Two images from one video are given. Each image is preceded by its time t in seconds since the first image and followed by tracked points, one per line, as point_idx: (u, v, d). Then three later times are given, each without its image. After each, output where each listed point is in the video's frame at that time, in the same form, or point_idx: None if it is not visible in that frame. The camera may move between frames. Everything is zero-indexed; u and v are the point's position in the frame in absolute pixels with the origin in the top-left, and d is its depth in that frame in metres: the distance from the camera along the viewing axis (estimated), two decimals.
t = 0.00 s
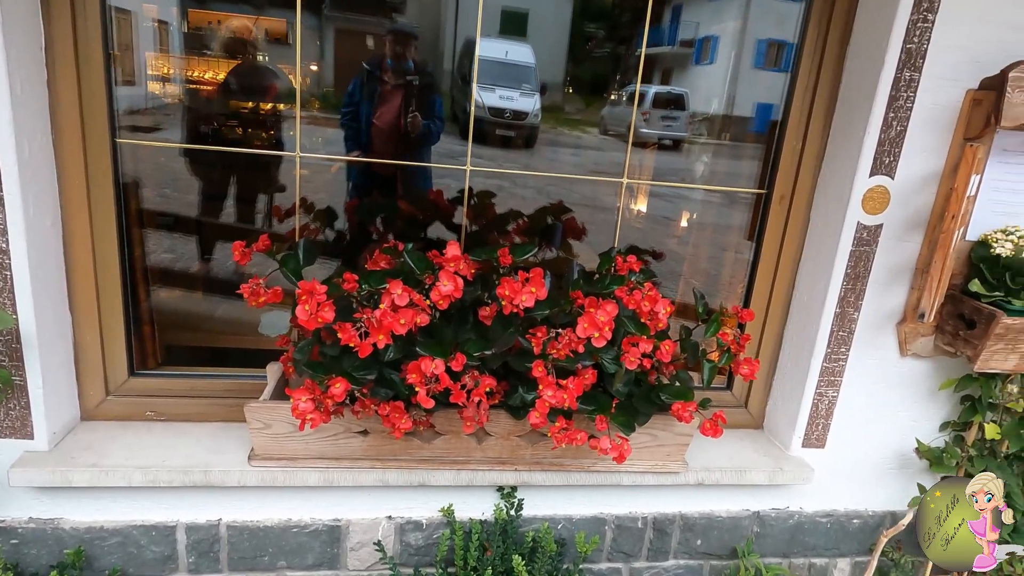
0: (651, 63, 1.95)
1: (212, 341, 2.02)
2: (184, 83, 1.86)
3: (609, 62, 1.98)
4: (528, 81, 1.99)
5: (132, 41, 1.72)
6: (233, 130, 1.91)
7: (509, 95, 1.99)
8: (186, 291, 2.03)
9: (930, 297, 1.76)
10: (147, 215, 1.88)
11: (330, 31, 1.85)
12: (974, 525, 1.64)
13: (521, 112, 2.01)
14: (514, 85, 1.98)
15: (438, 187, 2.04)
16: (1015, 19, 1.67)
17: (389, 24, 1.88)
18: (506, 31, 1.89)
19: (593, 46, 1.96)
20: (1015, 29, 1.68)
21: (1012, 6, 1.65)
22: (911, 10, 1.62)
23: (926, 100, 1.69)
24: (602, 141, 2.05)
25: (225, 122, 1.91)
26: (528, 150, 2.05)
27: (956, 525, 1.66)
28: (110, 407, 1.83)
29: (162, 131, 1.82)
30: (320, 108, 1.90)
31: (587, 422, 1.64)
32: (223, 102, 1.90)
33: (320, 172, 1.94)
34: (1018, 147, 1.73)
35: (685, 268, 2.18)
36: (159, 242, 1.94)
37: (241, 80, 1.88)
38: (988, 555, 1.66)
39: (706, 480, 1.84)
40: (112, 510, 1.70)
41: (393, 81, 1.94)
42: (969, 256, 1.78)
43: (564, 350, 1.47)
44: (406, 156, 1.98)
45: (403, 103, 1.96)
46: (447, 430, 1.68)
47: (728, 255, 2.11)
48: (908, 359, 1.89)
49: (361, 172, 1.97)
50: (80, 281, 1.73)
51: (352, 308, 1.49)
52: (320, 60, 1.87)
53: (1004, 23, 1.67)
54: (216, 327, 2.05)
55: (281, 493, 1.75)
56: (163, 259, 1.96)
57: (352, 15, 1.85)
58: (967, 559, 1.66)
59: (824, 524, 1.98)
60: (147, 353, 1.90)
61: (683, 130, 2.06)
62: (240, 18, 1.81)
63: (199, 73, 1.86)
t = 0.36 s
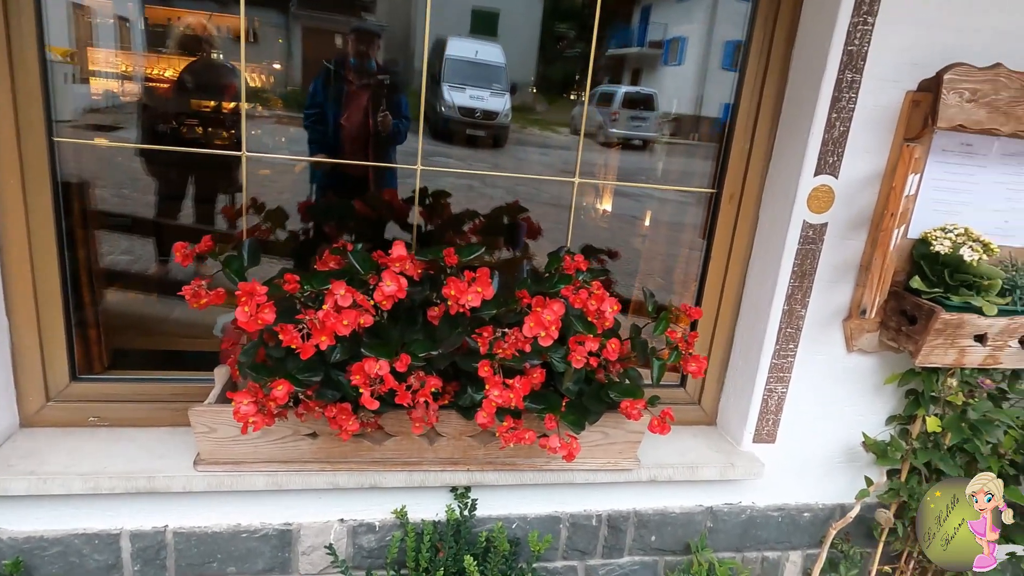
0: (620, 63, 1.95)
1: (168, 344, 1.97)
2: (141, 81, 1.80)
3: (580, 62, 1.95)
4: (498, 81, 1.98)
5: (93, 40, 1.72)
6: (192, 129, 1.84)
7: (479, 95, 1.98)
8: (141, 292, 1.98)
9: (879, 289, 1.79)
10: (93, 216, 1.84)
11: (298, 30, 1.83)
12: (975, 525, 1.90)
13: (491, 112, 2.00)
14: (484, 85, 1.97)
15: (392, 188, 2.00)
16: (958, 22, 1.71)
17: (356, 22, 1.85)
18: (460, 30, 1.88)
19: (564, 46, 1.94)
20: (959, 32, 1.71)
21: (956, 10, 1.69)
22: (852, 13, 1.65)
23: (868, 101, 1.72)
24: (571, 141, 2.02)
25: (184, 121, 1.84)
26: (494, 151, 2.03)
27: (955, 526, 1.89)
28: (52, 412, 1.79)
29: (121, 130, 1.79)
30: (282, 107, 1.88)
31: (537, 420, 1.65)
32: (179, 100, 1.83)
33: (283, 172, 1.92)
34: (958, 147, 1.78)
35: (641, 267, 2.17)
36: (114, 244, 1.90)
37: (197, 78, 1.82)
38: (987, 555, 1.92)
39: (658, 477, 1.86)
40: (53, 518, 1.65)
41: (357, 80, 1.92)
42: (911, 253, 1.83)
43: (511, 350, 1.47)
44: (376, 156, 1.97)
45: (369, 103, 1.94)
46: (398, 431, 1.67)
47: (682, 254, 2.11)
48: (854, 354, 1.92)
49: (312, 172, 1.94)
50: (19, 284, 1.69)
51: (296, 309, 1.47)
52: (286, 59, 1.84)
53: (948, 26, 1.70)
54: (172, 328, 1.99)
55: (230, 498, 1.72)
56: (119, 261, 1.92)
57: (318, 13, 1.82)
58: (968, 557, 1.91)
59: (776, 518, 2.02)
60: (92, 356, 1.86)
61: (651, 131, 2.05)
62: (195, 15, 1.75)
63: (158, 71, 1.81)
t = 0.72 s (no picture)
0: (550, 68, 1.96)
1: (62, 355, 1.85)
2: (35, 77, 1.70)
3: (511, 66, 1.94)
4: (427, 83, 1.93)
5: None
6: (95, 128, 1.75)
7: (407, 97, 1.94)
8: (26, 302, 1.86)
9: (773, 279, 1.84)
10: None
11: (217, 27, 1.76)
12: (974, 525, 1.97)
13: (420, 114, 1.96)
14: (413, 86, 1.93)
15: (295, 190, 1.92)
16: (842, 31, 1.80)
17: (281, 21, 1.78)
18: (366, 28, 1.83)
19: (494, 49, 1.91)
20: (842, 40, 1.81)
21: (839, 19, 1.79)
22: (739, 20, 1.71)
23: (757, 105, 1.80)
24: (501, 143, 2.00)
25: (85, 119, 1.74)
26: (417, 151, 1.99)
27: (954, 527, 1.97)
28: None
29: (16, 131, 1.71)
30: (194, 106, 1.81)
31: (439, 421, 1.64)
32: (72, 97, 1.72)
33: (195, 174, 1.84)
34: (840, 150, 1.88)
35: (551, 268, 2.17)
36: (9, 249, 1.82)
37: (92, 74, 1.71)
38: (988, 554, 2.01)
39: (567, 473, 1.88)
40: None
41: (272, 80, 1.84)
42: (800, 250, 1.93)
43: (408, 350, 1.47)
44: (295, 160, 1.90)
45: (285, 104, 1.86)
46: (298, 437, 1.63)
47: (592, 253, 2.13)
48: (752, 347, 2.00)
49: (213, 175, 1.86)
50: None
51: (180, 315, 1.41)
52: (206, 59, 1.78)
53: (832, 34, 1.80)
54: (65, 341, 1.88)
55: (120, 515, 1.63)
56: (15, 268, 1.84)
57: (239, 10, 1.76)
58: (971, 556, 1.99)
59: (683, 508, 2.08)
60: None
61: (582, 134, 2.04)
62: (86, 7, 1.65)
63: (54, 67, 1.70)
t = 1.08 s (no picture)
0: (488, 76, 1.96)
1: None
2: None
3: (450, 74, 1.93)
4: (365, 90, 1.88)
5: None
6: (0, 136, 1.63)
7: (344, 104, 1.88)
8: None
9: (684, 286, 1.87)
10: None
11: (141, 32, 1.67)
12: (973, 525, 2.05)
13: (357, 121, 1.89)
14: (349, 94, 1.87)
15: (204, 201, 1.82)
16: (745, 44, 1.86)
17: (210, 25, 1.70)
18: (300, 34, 1.78)
19: (434, 57, 1.89)
20: (745, 52, 1.87)
21: (742, 32, 1.85)
22: (645, 32, 1.75)
23: (665, 114, 1.84)
24: (443, 151, 1.99)
25: None
26: (347, 159, 1.91)
27: (955, 527, 2.07)
28: None
29: None
30: (110, 113, 1.70)
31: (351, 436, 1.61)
32: None
33: (109, 183, 1.74)
34: (746, 158, 1.95)
35: (472, 275, 2.14)
36: None
37: None
38: (988, 555, 2.03)
39: (488, 483, 1.87)
40: None
41: (189, 87, 1.75)
42: (710, 255, 1.99)
43: (313, 365, 1.45)
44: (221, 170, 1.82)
45: (204, 111, 1.78)
46: (204, 459, 1.57)
47: (513, 260, 2.11)
48: (669, 351, 2.04)
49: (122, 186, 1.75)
50: None
51: (66, 334, 1.35)
52: (130, 65, 1.68)
53: (736, 46, 1.86)
54: None
55: (9, 549, 1.53)
56: None
57: (164, 14, 1.67)
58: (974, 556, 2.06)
59: (606, 513, 2.10)
60: None
61: (521, 142, 2.01)
62: None
63: None
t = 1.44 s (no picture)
0: (457, 82, 1.94)
1: None
2: None
3: (419, 78, 1.92)
4: (332, 95, 1.85)
5: None
6: None
7: (311, 110, 1.85)
8: None
9: (637, 294, 1.88)
10: None
11: (101, 37, 1.62)
12: (973, 525, 1.98)
13: (325, 127, 1.86)
14: (317, 99, 1.84)
15: (151, 215, 1.77)
16: (693, 55, 1.89)
17: (174, 29, 1.67)
18: (267, 38, 1.76)
19: (403, 62, 1.88)
20: (694, 64, 1.90)
21: (690, 44, 1.88)
22: (593, 44, 1.76)
23: (615, 125, 1.85)
24: (412, 157, 1.97)
25: None
26: (309, 164, 1.88)
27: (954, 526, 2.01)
28: None
29: None
30: (64, 120, 1.65)
31: (300, 454, 1.60)
32: None
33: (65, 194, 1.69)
34: (697, 167, 1.97)
35: (430, 285, 2.10)
36: None
37: None
38: (988, 555, 1.96)
39: (444, 497, 1.85)
40: None
41: (144, 96, 1.70)
42: (664, 264, 2.00)
43: (256, 384, 1.44)
44: (177, 187, 1.78)
45: (160, 121, 1.73)
46: (147, 481, 1.53)
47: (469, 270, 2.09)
48: (625, 360, 2.06)
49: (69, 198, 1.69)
50: None
51: None
52: (89, 69, 1.63)
53: (685, 58, 1.88)
54: None
55: None
56: None
57: (123, 16, 1.61)
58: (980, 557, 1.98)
59: (565, 522, 2.10)
60: None
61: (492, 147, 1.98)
62: None
63: None
